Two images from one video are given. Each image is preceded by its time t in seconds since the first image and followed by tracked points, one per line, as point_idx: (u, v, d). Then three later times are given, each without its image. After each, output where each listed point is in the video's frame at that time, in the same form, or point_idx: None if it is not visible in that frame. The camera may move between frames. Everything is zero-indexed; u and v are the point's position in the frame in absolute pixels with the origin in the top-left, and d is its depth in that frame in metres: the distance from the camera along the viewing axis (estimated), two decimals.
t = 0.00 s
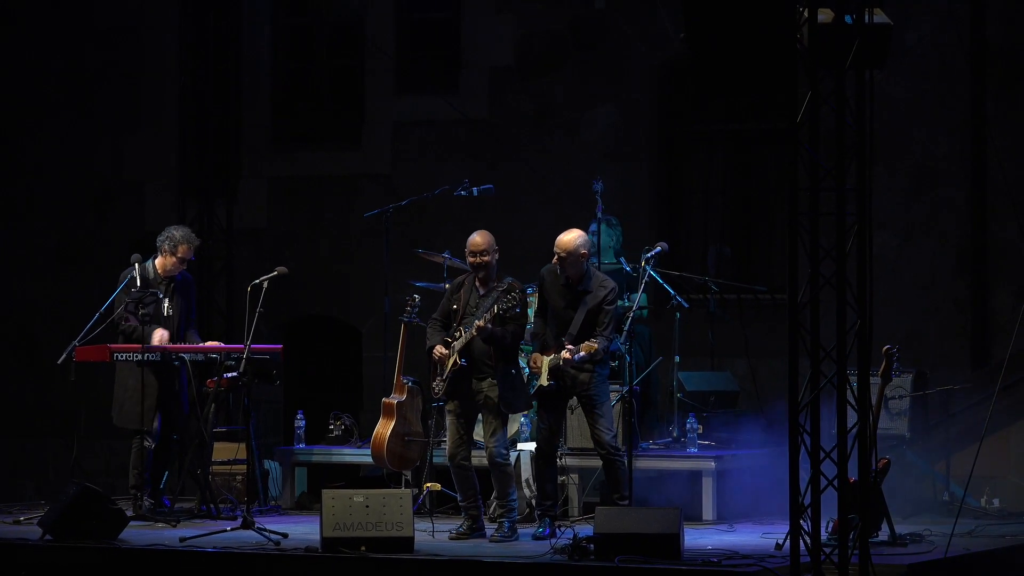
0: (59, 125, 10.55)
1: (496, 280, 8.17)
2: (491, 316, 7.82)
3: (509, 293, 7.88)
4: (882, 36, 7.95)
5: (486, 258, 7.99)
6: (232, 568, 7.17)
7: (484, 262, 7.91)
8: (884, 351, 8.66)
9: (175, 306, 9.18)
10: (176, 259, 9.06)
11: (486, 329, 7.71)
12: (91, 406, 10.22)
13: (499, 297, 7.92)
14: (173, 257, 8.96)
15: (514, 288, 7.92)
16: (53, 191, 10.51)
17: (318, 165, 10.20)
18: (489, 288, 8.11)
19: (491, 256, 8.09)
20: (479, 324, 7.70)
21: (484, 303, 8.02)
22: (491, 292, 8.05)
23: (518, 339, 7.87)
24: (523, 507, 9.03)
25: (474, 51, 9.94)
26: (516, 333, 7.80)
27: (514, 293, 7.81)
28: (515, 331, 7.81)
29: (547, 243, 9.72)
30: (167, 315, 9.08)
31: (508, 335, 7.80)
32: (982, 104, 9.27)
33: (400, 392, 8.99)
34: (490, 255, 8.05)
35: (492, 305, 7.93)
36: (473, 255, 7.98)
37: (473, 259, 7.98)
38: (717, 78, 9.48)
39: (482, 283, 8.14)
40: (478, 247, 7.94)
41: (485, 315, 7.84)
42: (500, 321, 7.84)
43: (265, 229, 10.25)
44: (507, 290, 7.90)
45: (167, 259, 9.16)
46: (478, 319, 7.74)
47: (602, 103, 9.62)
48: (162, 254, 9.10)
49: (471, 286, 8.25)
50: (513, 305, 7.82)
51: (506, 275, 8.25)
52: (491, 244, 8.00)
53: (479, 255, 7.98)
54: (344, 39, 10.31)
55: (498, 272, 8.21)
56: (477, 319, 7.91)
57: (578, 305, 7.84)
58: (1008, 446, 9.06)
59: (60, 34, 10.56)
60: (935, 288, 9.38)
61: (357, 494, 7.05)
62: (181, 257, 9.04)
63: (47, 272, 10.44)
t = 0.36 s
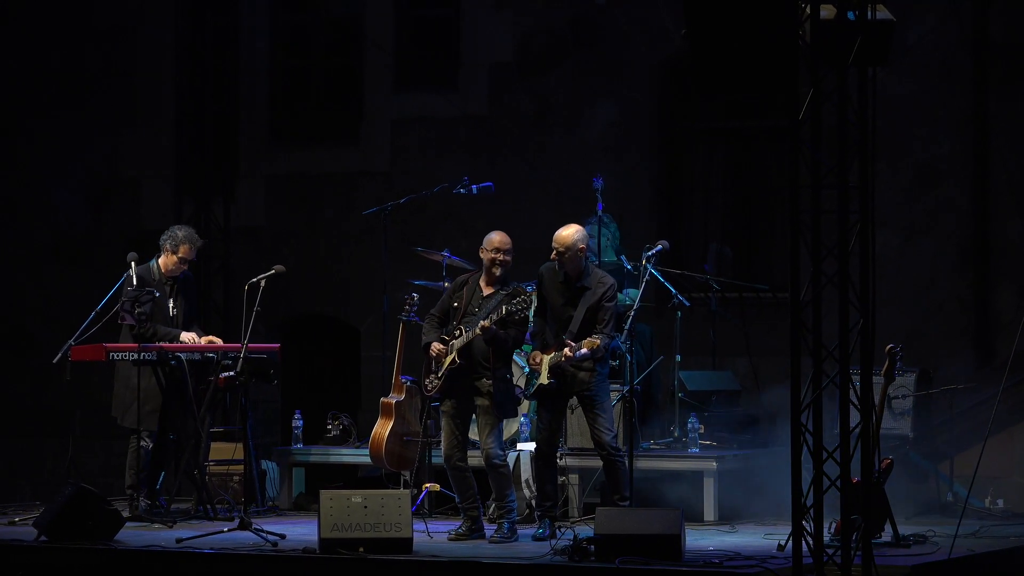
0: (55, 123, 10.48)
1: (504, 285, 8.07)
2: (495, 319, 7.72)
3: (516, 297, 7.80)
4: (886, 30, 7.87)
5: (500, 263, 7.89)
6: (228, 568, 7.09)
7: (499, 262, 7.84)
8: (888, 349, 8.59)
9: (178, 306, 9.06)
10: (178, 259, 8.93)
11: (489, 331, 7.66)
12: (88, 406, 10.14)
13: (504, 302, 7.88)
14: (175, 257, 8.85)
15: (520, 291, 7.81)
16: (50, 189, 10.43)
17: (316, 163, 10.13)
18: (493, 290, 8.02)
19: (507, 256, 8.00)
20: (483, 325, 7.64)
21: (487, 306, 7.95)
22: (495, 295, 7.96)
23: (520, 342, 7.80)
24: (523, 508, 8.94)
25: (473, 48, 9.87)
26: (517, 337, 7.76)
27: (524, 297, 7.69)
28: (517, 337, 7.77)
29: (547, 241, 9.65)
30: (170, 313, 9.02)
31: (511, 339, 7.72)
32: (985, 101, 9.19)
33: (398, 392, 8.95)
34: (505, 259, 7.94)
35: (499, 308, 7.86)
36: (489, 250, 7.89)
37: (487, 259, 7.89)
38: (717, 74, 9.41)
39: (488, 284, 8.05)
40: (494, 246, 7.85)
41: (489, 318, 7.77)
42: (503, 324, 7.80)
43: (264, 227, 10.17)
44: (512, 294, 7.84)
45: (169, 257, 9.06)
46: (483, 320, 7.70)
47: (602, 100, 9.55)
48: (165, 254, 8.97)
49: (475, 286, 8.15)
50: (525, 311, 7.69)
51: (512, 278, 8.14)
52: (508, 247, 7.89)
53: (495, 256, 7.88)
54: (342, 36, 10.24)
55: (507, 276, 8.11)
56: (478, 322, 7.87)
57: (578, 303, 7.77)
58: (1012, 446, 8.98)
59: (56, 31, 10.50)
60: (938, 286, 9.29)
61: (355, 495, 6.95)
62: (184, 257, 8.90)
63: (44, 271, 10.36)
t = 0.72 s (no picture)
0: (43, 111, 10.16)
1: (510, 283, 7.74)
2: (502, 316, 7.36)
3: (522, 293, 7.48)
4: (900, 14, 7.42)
5: (510, 260, 7.57)
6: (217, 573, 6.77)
7: (511, 256, 7.52)
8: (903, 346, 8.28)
9: (173, 300, 8.74)
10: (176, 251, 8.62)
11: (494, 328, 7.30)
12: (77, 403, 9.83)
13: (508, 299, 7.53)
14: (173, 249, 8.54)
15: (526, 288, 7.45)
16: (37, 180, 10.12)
17: (312, 153, 9.81)
18: (498, 288, 7.68)
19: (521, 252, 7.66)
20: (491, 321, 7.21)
21: (491, 303, 7.58)
22: (500, 292, 7.60)
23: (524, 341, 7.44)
24: (524, 510, 8.62)
25: (474, 33, 9.55)
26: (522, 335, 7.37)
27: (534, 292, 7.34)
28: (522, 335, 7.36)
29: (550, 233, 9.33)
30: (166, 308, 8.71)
31: (516, 338, 7.37)
32: (1004, 88, 8.85)
33: (396, 390, 8.66)
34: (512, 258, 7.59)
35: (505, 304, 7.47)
36: (501, 244, 7.56)
37: (498, 253, 7.56)
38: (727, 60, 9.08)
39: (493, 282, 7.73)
40: (506, 240, 7.53)
41: (497, 314, 7.40)
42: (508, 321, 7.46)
43: (257, 221, 9.88)
44: (518, 292, 7.45)
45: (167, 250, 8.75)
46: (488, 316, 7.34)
47: (607, 88, 9.22)
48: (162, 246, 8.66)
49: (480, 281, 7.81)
50: (535, 307, 7.36)
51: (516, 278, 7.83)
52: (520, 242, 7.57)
53: (505, 251, 7.56)
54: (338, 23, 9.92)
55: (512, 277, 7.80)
56: (482, 320, 7.52)
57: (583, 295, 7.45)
58: None
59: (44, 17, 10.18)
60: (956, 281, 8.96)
61: (351, 497, 6.63)
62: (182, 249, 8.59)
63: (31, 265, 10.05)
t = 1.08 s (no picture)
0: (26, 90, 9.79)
1: (513, 264, 7.33)
2: (505, 302, 6.96)
3: (524, 278, 7.08)
4: None
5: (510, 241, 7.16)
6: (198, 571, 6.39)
7: (511, 237, 7.11)
8: (924, 332, 7.89)
9: (162, 287, 8.37)
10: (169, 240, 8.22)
11: (498, 315, 6.92)
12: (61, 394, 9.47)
13: (510, 283, 7.13)
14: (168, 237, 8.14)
15: (529, 272, 7.09)
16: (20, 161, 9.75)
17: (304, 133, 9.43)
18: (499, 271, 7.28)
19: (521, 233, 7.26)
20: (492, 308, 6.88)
21: (492, 287, 7.18)
22: (501, 275, 7.20)
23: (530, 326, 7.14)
24: (528, 505, 8.19)
25: (473, 6, 9.14)
26: (526, 321, 7.05)
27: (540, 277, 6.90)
28: (525, 321, 7.05)
29: (553, 215, 8.94)
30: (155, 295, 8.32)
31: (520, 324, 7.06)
32: None
33: (392, 379, 8.26)
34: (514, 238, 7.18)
35: (507, 288, 7.11)
36: (499, 225, 7.15)
37: (497, 234, 7.16)
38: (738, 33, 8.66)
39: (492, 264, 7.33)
40: (505, 221, 7.11)
41: (500, 301, 6.98)
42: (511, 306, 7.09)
43: (250, 205, 9.51)
44: (520, 275, 7.11)
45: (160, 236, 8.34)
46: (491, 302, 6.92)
47: (612, 63, 8.82)
48: (155, 231, 8.26)
49: (479, 263, 7.42)
50: (539, 293, 6.95)
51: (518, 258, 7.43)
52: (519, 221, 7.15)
53: (505, 232, 7.14)
54: None
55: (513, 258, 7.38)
56: (484, 306, 7.11)
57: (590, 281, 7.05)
58: None
59: None
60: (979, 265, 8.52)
61: (345, 491, 6.19)
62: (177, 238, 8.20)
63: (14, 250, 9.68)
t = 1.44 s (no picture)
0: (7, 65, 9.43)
1: (513, 241, 6.95)
2: (505, 285, 6.54)
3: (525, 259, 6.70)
4: None
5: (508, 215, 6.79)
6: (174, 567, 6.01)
7: (509, 213, 6.75)
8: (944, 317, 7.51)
9: (144, 272, 7.95)
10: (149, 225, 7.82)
11: (498, 299, 6.53)
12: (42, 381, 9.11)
13: (510, 262, 6.74)
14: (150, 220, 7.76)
15: (529, 252, 6.70)
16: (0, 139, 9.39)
17: (296, 110, 9.04)
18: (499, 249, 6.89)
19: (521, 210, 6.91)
20: (491, 293, 6.48)
21: (490, 268, 6.79)
22: (500, 253, 6.81)
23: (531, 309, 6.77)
24: (529, 499, 7.81)
25: None
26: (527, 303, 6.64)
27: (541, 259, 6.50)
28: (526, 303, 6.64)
29: (555, 195, 8.58)
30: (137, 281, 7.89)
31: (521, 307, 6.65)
32: None
33: (387, 367, 7.83)
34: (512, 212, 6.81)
35: (506, 268, 6.72)
36: (496, 200, 6.79)
37: (495, 210, 6.81)
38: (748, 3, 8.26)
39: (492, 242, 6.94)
40: (502, 195, 6.77)
41: (499, 284, 6.55)
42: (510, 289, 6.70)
43: (240, 185, 9.13)
44: (520, 255, 6.70)
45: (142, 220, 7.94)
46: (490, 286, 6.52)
47: (617, 35, 8.43)
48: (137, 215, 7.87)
49: (477, 243, 7.00)
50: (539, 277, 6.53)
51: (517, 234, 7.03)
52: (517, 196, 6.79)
53: (503, 207, 6.79)
54: None
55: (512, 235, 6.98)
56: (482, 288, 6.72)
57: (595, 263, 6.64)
58: None
59: None
60: (1002, 247, 8.11)
61: (337, 485, 5.80)
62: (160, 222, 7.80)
63: None
